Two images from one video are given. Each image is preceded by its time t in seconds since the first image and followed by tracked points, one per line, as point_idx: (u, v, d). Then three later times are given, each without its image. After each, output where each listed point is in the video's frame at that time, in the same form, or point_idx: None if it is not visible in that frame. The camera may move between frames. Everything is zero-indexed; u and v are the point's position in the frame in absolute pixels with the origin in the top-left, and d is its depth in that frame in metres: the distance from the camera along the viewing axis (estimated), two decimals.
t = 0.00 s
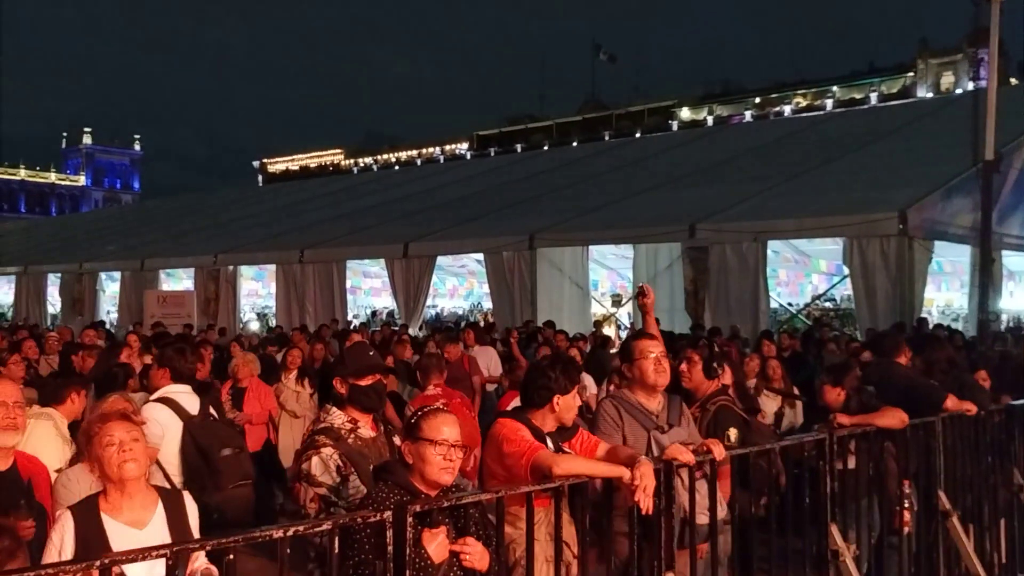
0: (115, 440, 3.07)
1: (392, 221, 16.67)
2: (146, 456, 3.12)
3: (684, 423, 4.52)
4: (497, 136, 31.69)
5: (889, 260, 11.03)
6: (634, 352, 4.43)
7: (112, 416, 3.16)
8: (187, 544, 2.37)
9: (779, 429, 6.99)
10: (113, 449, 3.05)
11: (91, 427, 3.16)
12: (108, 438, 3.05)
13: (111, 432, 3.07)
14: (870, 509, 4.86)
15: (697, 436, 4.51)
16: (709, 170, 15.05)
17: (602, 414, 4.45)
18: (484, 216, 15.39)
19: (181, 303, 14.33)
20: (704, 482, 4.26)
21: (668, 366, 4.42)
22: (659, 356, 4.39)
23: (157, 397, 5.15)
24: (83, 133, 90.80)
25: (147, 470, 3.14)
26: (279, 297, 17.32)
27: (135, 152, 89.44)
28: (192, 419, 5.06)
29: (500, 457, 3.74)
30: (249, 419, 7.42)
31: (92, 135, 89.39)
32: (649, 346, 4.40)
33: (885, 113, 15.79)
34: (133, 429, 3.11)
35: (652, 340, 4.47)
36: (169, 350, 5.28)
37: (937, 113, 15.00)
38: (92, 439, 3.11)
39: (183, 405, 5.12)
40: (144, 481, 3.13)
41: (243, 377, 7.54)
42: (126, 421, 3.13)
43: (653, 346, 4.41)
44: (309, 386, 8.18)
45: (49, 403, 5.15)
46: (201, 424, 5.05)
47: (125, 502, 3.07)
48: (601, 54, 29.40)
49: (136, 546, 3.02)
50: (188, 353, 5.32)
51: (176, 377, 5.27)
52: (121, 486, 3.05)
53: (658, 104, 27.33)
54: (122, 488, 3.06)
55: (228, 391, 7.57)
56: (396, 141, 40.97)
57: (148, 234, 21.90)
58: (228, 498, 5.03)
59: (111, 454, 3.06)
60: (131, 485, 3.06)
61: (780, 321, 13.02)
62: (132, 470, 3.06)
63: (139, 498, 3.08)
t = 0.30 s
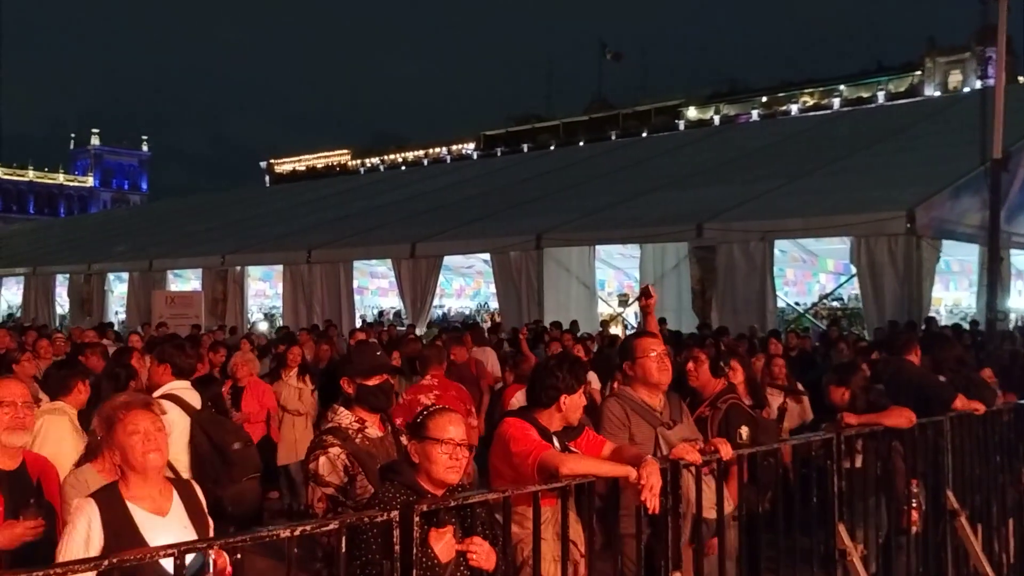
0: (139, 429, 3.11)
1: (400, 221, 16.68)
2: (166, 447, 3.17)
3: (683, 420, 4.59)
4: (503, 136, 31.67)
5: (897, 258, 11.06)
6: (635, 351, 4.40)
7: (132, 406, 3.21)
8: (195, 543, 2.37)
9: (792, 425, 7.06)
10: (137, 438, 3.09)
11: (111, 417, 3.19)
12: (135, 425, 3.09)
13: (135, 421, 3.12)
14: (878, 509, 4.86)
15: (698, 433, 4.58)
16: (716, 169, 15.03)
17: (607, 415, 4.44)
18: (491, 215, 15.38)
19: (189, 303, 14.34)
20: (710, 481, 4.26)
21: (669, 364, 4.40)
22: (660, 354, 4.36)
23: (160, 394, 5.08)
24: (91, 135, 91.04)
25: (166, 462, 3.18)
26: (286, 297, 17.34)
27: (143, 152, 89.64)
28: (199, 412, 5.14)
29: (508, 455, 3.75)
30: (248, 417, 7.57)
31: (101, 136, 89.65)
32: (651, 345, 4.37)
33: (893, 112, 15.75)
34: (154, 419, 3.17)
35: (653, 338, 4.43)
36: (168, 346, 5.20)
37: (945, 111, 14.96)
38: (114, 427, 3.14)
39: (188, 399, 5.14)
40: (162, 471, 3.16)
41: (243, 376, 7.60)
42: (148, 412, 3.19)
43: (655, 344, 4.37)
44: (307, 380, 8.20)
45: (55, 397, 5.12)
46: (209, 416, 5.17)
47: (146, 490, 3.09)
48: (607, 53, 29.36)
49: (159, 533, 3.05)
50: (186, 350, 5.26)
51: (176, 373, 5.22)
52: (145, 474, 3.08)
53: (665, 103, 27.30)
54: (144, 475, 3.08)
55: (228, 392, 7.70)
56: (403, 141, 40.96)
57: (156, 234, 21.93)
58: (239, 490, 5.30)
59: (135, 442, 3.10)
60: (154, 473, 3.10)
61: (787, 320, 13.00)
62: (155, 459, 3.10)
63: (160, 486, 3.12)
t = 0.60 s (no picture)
0: (146, 427, 3.07)
1: (404, 221, 16.68)
2: (177, 443, 3.12)
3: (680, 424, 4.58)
4: (507, 136, 31.66)
5: (901, 258, 11.01)
6: (635, 354, 4.42)
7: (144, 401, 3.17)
8: (202, 543, 2.38)
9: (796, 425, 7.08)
10: (144, 435, 3.05)
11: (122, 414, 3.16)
12: (141, 423, 3.05)
13: (142, 418, 3.09)
14: (883, 508, 4.84)
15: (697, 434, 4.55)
16: (720, 168, 15.01)
17: (608, 418, 4.43)
18: (495, 215, 15.37)
19: (194, 304, 14.34)
20: (714, 482, 4.25)
21: (669, 367, 4.43)
22: (661, 358, 4.39)
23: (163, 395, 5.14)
24: (96, 136, 91.22)
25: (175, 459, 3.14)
26: (290, 298, 17.34)
27: (147, 153, 89.75)
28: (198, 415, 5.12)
29: (513, 455, 3.74)
30: (248, 418, 7.58)
31: (105, 138, 89.78)
32: (652, 347, 4.39)
33: (896, 111, 15.73)
34: (164, 416, 3.12)
35: (653, 341, 4.46)
36: (169, 345, 5.26)
37: (949, 110, 14.94)
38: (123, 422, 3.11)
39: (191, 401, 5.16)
40: (173, 468, 3.12)
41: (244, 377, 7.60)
42: (158, 409, 3.14)
43: (655, 348, 4.40)
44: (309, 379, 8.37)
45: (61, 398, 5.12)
46: (209, 418, 5.13)
47: (155, 488, 3.07)
48: (610, 53, 29.36)
49: (166, 530, 3.03)
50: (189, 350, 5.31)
51: (179, 373, 5.27)
52: (152, 472, 3.04)
53: (668, 103, 27.28)
54: (152, 473, 3.05)
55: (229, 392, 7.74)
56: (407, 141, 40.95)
57: (160, 235, 21.94)
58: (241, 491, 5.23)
59: (142, 439, 3.06)
60: (162, 471, 3.06)
61: (792, 320, 12.98)
62: (162, 456, 3.05)
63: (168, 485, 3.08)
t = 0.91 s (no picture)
0: (126, 447, 3.02)
1: (408, 221, 16.70)
2: (158, 463, 3.08)
3: (688, 420, 4.57)
4: (511, 136, 31.65)
5: (906, 257, 10.99)
6: (641, 349, 4.41)
7: (124, 420, 3.13)
8: (208, 542, 2.41)
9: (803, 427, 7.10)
10: (123, 455, 3.02)
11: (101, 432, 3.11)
12: (120, 443, 3.01)
13: (122, 438, 3.03)
14: (889, 508, 4.84)
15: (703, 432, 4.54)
16: (725, 168, 15.00)
17: (615, 415, 4.43)
18: (499, 215, 15.38)
19: (199, 304, 14.37)
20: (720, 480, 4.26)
21: (675, 360, 4.42)
22: (667, 353, 4.38)
23: (177, 403, 5.19)
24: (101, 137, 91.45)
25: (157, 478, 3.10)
26: (295, 298, 17.36)
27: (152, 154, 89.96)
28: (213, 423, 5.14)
29: (519, 453, 3.75)
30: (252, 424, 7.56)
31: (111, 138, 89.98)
32: (658, 343, 4.38)
33: (901, 110, 15.71)
34: (145, 435, 3.07)
35: (658, 336, 4.45)
36: (183, 353, 5.34)
37: (954, 108, 14.92)
38: (103, 441, 3.07)
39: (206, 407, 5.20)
40: (154, 487, 3.09)
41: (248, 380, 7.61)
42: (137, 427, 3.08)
43: (662, 342, 4.39)
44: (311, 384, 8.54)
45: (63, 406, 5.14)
46: (225, 430, 5.16)
47: (135, 509, 3.03)
48: (614, 52, 29.37)
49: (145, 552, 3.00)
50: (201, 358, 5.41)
51: (192, 380, 5.35)
52: (131, 494, 3.01)
53: (672, 102, 27.28)
54: (132, 494, 3.02)
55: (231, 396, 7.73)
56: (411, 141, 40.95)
57: (165, 236, 21.99)
58: (258, 498, 5.02)
59: (123, 460, 3.02)
60: (142, 492, 3.03)
61: (797, 320, 12.98)
62: (142, 477, 3.02)
63: (148, 506, 3.05)
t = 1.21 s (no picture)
0: (137, 426, 3.08)
1: (414, 221, 16.71)
2: (168, 445, 3.12)
3: (697, 422, 4.54)
4: (517, 136, 31.68)
5: (913, 256, 10.98)
6: (649, 351, 4.40)
7: (135, 404, 3.19)
8: (216, 541, 2.41)
9: (810, 425, 7.11)
10: (134, 435, 3.07)
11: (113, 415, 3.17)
12: (131, 423, 3.06)
13: (133, 419, 3.09)
14: (896, 508, 4.83)
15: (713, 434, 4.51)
16: (731, 167, 15.00)
17: (623, 416, 4.42)
18: (505, 215, 15.39)
19: (206, 304, 14.39)
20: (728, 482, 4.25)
21: (684, 365, 4.39)
22: (675, 356, 4.35)
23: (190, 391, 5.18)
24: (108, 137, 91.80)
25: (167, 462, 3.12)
26: (301, 298, 17.39)
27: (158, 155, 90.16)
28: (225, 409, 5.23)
29: (526, 454, 3.75)
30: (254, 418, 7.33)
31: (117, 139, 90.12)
32: (666, 345, 4.36)
33: (908, 109, 15.68)
34: (156, 418, 3.12)
35: (667, 339, 4.42)
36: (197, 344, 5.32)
37: (961, 108, 14.90)
38: (115, 423, 3.13)
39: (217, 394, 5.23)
40: (163, 471, 3.10)
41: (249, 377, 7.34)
42: (148, 410, 3.15)
43: (670, 346, 4.37)
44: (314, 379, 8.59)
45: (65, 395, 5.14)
46: (238, 415, 5.28)
47: (142, 492, 3.04)
48: (620, 52, 29.37)
49: (150, 534, 2.99)
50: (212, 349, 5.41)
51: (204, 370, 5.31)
52: (140, 473, 3.03)
53: (678, 102, 27.27)
54: (141, 474, 3.04)
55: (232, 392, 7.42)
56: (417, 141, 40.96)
57: (172, 236, 22.03)
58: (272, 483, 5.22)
59: (134, 439, 3.07)
60: (150, 472, 3.05)
61: (803, 319, 13.00)
62: (152, 455, 3.05)
63: (157, 487, 3.05)
